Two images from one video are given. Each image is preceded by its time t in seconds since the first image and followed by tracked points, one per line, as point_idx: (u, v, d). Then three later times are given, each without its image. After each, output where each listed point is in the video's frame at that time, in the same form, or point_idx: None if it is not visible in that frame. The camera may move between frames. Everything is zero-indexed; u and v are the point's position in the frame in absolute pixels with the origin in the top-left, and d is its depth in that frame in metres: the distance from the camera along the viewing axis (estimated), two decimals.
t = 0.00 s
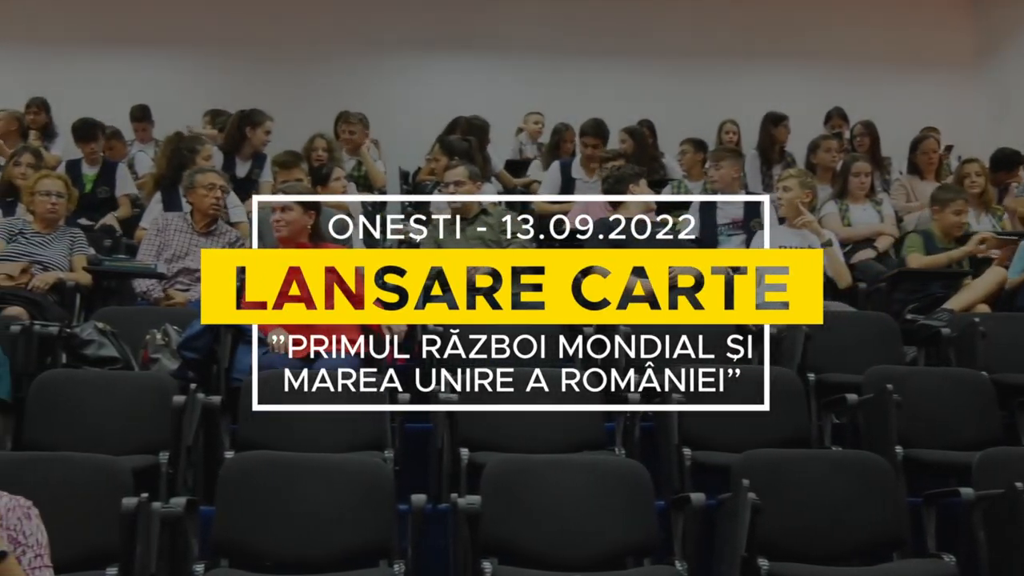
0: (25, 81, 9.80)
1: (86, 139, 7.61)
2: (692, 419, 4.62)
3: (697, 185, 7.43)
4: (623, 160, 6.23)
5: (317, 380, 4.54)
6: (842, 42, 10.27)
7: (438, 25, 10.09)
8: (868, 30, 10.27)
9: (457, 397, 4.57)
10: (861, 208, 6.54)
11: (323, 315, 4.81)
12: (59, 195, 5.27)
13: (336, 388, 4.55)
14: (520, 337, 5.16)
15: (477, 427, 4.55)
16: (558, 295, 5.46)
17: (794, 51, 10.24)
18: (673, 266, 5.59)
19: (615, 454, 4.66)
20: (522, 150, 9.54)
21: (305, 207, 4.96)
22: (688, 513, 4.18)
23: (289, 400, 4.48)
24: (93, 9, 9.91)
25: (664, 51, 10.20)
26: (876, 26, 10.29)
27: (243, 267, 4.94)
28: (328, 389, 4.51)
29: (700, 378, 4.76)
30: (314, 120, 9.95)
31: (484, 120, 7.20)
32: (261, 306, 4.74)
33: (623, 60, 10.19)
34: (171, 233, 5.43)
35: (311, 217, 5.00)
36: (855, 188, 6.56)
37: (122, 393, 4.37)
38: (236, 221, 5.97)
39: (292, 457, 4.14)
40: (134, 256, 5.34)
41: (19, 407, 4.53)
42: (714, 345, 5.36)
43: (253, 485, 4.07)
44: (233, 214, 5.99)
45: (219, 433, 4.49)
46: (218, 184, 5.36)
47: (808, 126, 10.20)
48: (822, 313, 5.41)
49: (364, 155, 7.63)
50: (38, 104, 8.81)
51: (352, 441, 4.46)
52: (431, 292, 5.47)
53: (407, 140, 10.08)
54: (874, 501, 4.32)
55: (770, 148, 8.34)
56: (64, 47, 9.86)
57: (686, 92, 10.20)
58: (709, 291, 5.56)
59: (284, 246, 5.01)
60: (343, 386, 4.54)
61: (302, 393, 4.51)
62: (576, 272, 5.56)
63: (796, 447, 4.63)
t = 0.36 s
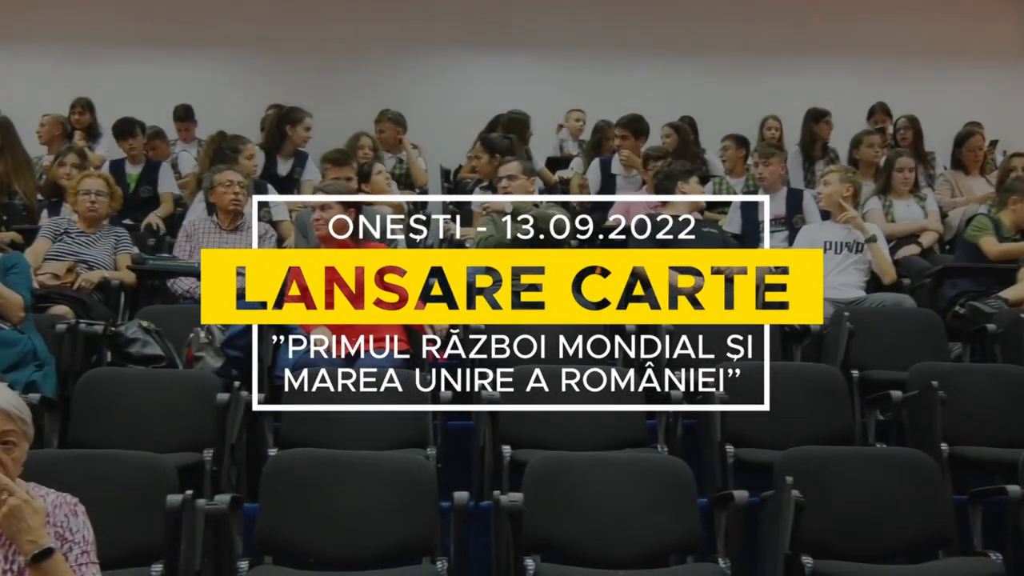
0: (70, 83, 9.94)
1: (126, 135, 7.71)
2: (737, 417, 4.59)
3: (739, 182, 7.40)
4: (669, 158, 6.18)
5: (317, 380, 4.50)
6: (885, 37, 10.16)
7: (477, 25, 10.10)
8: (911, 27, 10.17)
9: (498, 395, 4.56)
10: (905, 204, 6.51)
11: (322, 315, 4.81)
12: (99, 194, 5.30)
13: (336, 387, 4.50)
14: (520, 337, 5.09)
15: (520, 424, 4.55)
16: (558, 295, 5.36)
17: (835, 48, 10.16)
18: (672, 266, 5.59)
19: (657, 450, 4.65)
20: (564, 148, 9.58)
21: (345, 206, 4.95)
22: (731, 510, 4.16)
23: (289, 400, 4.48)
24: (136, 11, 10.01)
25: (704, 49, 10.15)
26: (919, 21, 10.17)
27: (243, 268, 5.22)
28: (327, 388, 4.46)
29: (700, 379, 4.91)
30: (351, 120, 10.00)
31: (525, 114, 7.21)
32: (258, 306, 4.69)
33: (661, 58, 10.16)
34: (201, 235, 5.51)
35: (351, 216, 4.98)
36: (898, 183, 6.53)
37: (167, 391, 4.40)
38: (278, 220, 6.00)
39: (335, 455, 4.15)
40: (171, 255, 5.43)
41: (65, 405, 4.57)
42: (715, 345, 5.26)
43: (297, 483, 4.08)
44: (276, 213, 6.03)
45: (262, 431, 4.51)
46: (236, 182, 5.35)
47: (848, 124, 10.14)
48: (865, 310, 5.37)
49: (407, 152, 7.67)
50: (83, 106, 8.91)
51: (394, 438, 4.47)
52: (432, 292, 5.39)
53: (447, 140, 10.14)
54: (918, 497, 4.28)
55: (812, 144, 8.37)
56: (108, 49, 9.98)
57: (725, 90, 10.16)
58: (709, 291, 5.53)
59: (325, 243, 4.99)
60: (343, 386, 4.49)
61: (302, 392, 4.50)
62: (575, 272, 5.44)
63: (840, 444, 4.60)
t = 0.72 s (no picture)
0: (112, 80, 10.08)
1: (161, 130, 7.75)
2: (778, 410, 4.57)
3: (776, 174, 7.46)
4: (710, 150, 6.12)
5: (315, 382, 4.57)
6: (923, 27, 10.06)
7: (513, 18, 10.12)
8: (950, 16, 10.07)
9: (536, 388, 4.54)
10: (946, 195, 6.46)
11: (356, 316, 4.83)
12: (134, 188, 5.34)
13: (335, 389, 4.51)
14: (520, 338, 5.10)
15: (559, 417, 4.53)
16: (593, 296, 5.19)
17: (872, 39, 10.08)
18: (711, 266, 5.47)
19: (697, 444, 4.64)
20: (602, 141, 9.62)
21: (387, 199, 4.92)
22: (770, 504, 4.14)
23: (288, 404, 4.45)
24: (175, 8, 10.12)
25: (740, 40, 10.12)
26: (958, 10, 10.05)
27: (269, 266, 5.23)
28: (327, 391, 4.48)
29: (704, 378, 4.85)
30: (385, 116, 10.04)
31: (563, 106, 7.21)
32: (290, 307, 4.82)
33: (697, 50, 10.13)
34: (237, 234, 5.49)
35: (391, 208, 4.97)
36: (940, 174, 6.48)
37: (207, 384, 4.43)
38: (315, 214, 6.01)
39: (373, 449, 4.16)
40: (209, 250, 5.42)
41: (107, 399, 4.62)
42: (718, 346, 5.22)
43: (336, 476, 4.09)
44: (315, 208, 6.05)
45: (302, 425, 4.52)
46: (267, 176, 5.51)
47: (885, 115, 10.08)
48: (906, 301, 5.32)
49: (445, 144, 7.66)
50: (122, 101, 9.00)
51: (433, 432, 4.47)
52: (465, 291, 5.28)
53: (484, 133, 10.20)
54: (960, 491, 4.23)
55: (853, 137, 8.38)
56: (148, 46, 10.11)
57: (760, 82, 10.13)
58: (747, 291, 5.37)
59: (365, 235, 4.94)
60: (340, 387, 4.48)
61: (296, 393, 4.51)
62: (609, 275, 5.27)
63: (880, 437, 4.57)
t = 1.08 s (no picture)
0: (138, 77, 10.14)
1: (188, 125, 7.77)
2: (805, 404, 4.56)
3: (802, 166, 7.46)
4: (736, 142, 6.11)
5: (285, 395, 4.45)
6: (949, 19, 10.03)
7: (537, 13, 10.13)
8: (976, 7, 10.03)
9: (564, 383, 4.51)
10: (974, 189, 6.43)
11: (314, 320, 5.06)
12: (159, 184, 5.35)
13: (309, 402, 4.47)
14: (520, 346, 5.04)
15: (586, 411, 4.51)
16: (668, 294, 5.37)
17: (897, 32, 10.05)
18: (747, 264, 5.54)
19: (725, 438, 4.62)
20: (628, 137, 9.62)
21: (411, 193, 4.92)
22: (800, 500, 4.11)
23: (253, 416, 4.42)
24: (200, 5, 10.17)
25: (764, 34, 10.09)
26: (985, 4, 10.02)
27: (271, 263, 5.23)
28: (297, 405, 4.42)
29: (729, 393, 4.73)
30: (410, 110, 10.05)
31: (592, 102, 7.30)
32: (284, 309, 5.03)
33: (720, 44, 10.11)
34: (265, 230, 5.31)
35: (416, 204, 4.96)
36: (969, 167, 6.45)
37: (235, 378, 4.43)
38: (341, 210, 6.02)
39: (400, 443, 4.16)
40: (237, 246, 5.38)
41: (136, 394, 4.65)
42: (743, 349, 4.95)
43: (365, 471, 4.10)
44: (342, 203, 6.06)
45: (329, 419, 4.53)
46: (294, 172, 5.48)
47: (911, 108, 10.05)
48: (935, 296, 5.29)
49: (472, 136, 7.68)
50: (150, 98, 9.04)
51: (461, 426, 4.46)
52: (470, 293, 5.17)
53: (510, 128, 10.21)
54: (990, 487, 4.20)
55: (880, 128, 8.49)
56: (173, 42, 10.15)
57: (786, 75, 10.10)
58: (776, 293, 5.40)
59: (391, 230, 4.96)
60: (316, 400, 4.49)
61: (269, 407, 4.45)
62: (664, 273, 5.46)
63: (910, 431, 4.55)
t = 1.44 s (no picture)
0: (168, 80, 10.21)
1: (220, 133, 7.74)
2: (839, 402, 4.54)
3: (835, 164, 7.44)
4: (765, 138, 6.14)
5: (268, 420, 4.40)
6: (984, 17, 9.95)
7: (566, 13, 10.13)
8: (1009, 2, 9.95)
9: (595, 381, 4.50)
10: (1010, 186, 6.39)
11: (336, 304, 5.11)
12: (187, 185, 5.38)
13: (292, 426, 4.41)
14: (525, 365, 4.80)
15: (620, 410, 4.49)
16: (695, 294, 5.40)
17: (928, 29, 9.99)
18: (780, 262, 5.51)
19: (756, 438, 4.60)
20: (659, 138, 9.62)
21: (443, 196, 4.92)
22: (834, 499, 4.09)
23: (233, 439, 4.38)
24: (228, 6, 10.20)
25: (793, 32, 10.06)
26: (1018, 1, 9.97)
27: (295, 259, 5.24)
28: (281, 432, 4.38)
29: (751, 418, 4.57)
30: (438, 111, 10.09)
31: (625, 102, 7.32)
32: (299, 297, 5.02)
33: (749, 43, 10.09)
34: (299, 229, 5.50)
35: (447, 205, 4.96)
36: (1003, 165, 6.41)
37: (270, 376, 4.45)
38: (374, 208, 6.04)
39: (433, 444, 4.16)
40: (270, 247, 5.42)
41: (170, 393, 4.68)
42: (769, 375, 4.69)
43: (398, 471, 4.10)
44: (374, 202, 6.08)
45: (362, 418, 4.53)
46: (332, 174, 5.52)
47: (943, 106, 9.99)
48: (969, 294, 5.25)
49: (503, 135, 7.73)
50: (182, 100, 9.08)
51: (491, 424, 4.44)
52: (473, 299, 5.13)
53: (541, 128, 10.23)
54: None
55: (913, 123, 8.47)
56: (199, 45, 10.21)
57: (816, 75, 10.08)
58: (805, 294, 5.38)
59: (423, 230, 4.93)
60: (300, 427, 4.39)
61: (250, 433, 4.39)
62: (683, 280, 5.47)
63: (946, 430, 4.52)
